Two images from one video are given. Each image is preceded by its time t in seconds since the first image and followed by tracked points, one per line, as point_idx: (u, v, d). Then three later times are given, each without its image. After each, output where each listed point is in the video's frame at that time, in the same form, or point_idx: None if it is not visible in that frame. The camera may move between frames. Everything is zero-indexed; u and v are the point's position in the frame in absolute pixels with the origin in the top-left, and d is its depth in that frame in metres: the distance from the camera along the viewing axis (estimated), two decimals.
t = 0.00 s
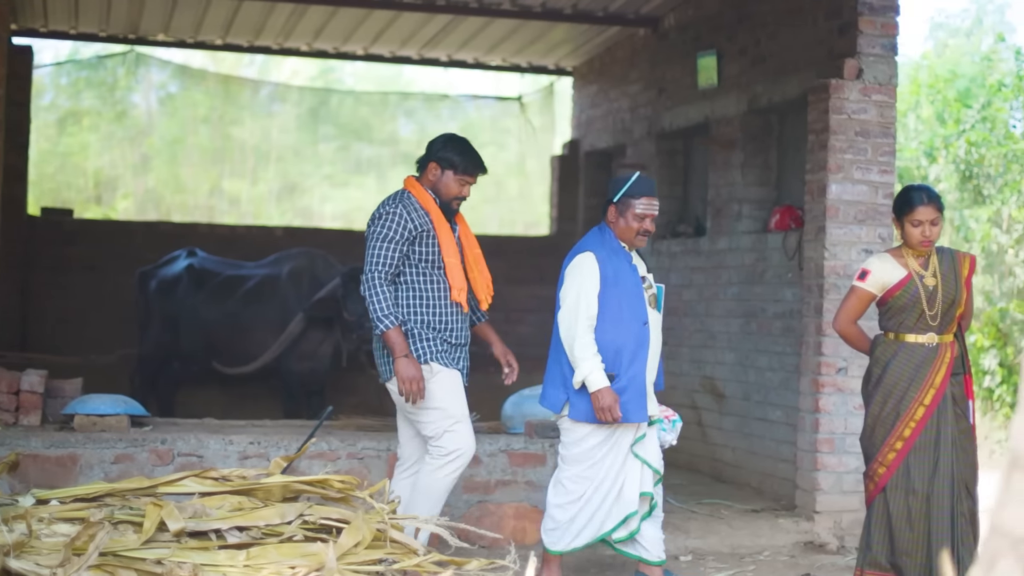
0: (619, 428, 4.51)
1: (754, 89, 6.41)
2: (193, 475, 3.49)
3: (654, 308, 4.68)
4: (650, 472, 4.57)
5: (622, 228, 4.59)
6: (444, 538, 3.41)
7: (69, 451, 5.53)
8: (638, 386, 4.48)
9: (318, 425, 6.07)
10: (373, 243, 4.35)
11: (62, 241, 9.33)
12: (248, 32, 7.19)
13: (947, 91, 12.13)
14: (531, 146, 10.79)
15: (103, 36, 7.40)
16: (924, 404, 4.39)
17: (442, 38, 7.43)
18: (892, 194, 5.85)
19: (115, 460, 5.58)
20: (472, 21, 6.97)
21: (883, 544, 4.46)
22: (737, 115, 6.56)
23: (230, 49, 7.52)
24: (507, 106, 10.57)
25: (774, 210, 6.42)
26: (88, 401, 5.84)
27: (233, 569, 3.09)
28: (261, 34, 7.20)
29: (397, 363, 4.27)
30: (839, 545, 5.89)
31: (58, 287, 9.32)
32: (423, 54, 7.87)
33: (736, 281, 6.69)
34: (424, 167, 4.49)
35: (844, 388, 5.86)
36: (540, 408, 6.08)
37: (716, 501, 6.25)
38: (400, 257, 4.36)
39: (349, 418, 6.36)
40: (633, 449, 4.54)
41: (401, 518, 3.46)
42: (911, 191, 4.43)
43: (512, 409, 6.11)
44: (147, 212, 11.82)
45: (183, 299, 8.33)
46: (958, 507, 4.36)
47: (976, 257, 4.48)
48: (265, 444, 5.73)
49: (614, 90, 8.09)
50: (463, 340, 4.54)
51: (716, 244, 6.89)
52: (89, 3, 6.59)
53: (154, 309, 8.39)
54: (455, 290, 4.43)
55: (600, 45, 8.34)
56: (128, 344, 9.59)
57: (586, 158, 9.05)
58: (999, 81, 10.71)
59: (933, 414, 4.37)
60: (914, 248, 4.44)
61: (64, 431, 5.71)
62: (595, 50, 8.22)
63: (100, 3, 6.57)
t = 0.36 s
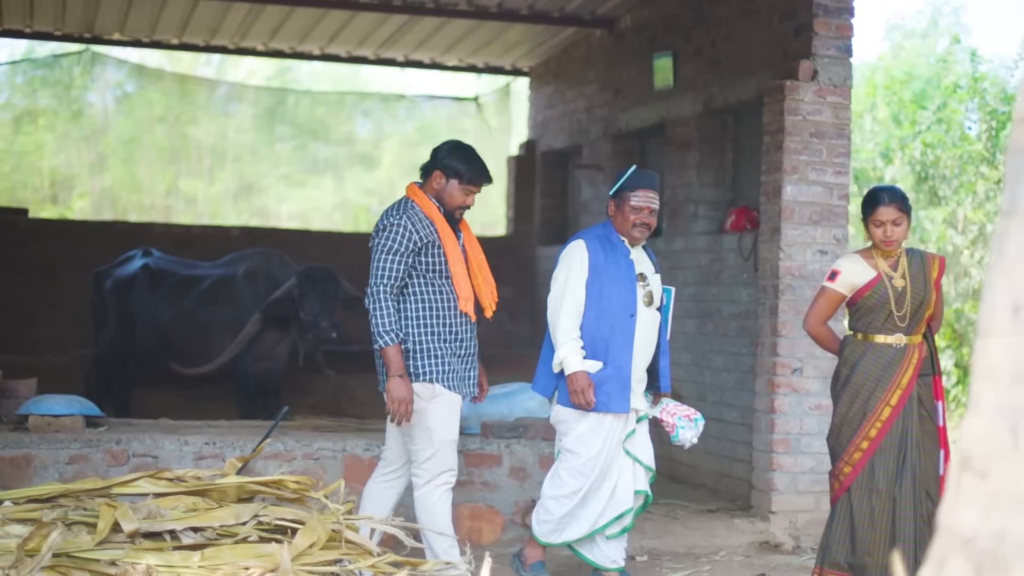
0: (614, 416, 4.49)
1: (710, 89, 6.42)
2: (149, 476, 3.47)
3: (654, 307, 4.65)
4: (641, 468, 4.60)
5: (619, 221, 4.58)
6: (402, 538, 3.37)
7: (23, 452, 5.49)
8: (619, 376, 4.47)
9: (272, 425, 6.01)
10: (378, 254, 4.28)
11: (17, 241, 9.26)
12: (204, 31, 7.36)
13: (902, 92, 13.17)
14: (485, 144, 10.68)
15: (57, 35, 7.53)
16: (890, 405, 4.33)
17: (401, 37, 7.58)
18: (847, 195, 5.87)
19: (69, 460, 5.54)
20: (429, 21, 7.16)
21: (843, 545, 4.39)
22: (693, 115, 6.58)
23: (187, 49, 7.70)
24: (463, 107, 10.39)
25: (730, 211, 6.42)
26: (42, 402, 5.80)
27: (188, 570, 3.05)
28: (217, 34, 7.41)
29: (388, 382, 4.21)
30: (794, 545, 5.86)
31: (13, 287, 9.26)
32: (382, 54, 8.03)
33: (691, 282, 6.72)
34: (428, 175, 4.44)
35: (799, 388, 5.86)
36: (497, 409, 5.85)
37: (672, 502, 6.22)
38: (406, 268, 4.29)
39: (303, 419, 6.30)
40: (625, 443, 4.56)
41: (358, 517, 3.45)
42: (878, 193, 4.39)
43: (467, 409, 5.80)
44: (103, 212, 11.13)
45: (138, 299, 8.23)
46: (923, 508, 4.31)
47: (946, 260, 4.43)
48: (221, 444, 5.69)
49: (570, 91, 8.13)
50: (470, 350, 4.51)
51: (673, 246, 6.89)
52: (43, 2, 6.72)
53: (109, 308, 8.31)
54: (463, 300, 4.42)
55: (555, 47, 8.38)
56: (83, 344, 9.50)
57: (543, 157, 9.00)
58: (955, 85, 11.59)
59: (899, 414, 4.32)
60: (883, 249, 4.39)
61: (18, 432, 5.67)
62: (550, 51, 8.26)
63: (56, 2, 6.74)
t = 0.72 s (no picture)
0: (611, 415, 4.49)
1: (693, 90, 6.44)
2: (129, 476, 3.53)
3: (652, 308, 4.64)
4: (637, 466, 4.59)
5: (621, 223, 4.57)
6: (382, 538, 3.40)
7: (5, 451, 5.39)
8: (608, 377, 4.47)
9: (255, 424, 5.95)
10: (417, 256, 4.20)
11: None
12: (187, 30, 7.36)
13: (884, 92, 13.37)
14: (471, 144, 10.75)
15: (40, 33, 7.52)
16: (879, 402, 4.32)
17: (384, 37, 7.59)
18: (829, 195, 5.89)
19: (51, 460, 5.44)
20: (413, 21, 7.17)
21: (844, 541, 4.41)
22: (675, 115, 6.61)
23: (170, 48, 7.71)
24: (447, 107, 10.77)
25: (713, 211, 6.42)
26: (22, 401, 5.67)
27: (170, 569, 3.06)
28: (200, 33, 7.41)
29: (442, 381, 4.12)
30: (776, 544, 5.84)
31: None
32: (365, 53, 8.03)
33: (673, 282, 6.72)
34: (453, 172, 4.40)
35: (781, 388, 5.87)
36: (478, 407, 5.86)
37: (654, 502, 6.23)
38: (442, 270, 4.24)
39: (287, 416, 6.20)
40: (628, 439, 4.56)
41: (339, 517, 3.50)
42: (880, 193, 4.35)
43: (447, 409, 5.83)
44: (84, 212, 10.92)
45: (119, 299, 8.26)
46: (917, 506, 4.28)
47: (954, 263, 4.37)
48: (203, 444, 5.62)
49: (553, 91, 8.14)
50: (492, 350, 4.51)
51: (655, 245, 6.89)
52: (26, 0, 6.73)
53: (92, 304, 8.36)
54: (494, 302, 4.41)
55: (538, 47, 8.41)
56: (64, 343, 9.46)
57: (526, 158, 8.98)
58: (937, 85, 11.92)
59: (888, 412, 4.31)
60: (882, 250, 4.36)
61: None
62: (533, 51, 8.28)
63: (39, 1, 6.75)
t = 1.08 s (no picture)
0: (631, 426, 4.46)
1: (681, 91, 6.45)
2: (116, 476, 3.51)
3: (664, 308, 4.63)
4: (660, 469, 4.59)
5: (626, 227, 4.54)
6: (369, 540, 3.39)
7: None
8: (625, 386, 4.44)
9: (242, 425, 5.91)
10: (417, 258, 4.19)
11: None
12: (175, 30, 7.37)
13: (873, 94, 13.33)
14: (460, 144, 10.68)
15: (28, 33, 7.53)
16: (851, 401, 4.32)
17: (372, 37, 7.60)
18: (816, 197, 5.89)
19: (38, 460, 5.36)
20: (402, 22, 7.17)
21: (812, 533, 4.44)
22: (663, 116, 6.62)
23: (159, 49, 7.73)
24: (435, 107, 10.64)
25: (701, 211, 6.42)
26: (10, 402, 5.57)
27: (155, 570, 3.06)
28: (188, 33, 7.43)
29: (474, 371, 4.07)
30: (762, 545, 5.75)
31: None
32: (354, 54, 8.03)
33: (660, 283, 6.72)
34: (450, 172, 4.38)
35: (767, 389, 5.87)
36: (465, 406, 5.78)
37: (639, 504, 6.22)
38: (443, 269, 4.22)
39: (274, 417, 6.20)
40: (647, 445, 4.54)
41: (326, 517, 3.48)
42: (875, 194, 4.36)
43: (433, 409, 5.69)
44: (73, 212, 10.89)
45: (107, 301, 8.28)
46: (886, 507, 4.26)
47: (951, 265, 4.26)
48: (190, 444, 5.52)
49: (541, 92, 8.15)
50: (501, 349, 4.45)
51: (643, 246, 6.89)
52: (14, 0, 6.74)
53: (79, 307, 8.37)
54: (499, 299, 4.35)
55: (526, 47, 8.42)
56: (53, 343, 9.45)
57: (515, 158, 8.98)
58: (925, 87, 11.94)
59: (859, 412, 4.30)
60: (875, 251, 4.37)
61: None
62: (522, 52, 8.29)
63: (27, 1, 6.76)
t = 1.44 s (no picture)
0: (618, 428, 4.45)
1: (659, 93, 6.47)
2: (93, 477, 3.51)
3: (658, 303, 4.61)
4: (655, 468, 4.53)
5: (624, 226, 4.52)
6: (347, 541, 3.39)
7: None
8: (622, 385, 4.42)
9: (218, 425, 5.88)
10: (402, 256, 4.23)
11: None
12: (154, 30, 7.37)
13: (851, 96, 13.36)
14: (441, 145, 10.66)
15: (6, 33, 7.52)
16: (817, 406, 4.34)
17: (351, 38, 7.60)
18: (794, 198, 5.90)
19: (14, 460, 5.26)
20: (381, 22, 7.16)
21: (786, 536, 4.46)
22: (642, 117, 6.63)
23: (137, 48, 7.72)
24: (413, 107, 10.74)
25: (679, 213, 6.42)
26: None
27: (133, 571, 3.05)
28: (167, 34, 7.43)
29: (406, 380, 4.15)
30: (740, 545, 5.84)
31: None
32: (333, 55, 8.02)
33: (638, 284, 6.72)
34: (451, 174, 4.40)
35: (746, 390, 5.88)
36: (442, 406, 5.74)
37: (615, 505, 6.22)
38: (429, 267, 4.23)
39: (252, 416, 6.18)
40: (637, 443, 4.50)
41: (304, 518, 3.48)
42: (834, 195, 4.36)
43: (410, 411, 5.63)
44: (52, 211, 10.98)
45: (86, 301, 8.23)
46: (857, 508, 4.26)
47: (911, 266, 4.32)
48: (168, 444, 5.42)
49: (521, 93, 8.16)
50: (502, 347, 4.38)
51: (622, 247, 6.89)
52: None
53: (58, 306, 8.33)
54: (490, 296, 4.30)
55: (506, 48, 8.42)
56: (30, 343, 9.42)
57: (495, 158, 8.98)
58: (903, 89, 12.00)
59: (824, 417, 4.32)
60: (834, 252, 4.39)
61: None
62: (501, 53, 8.30)
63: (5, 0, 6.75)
